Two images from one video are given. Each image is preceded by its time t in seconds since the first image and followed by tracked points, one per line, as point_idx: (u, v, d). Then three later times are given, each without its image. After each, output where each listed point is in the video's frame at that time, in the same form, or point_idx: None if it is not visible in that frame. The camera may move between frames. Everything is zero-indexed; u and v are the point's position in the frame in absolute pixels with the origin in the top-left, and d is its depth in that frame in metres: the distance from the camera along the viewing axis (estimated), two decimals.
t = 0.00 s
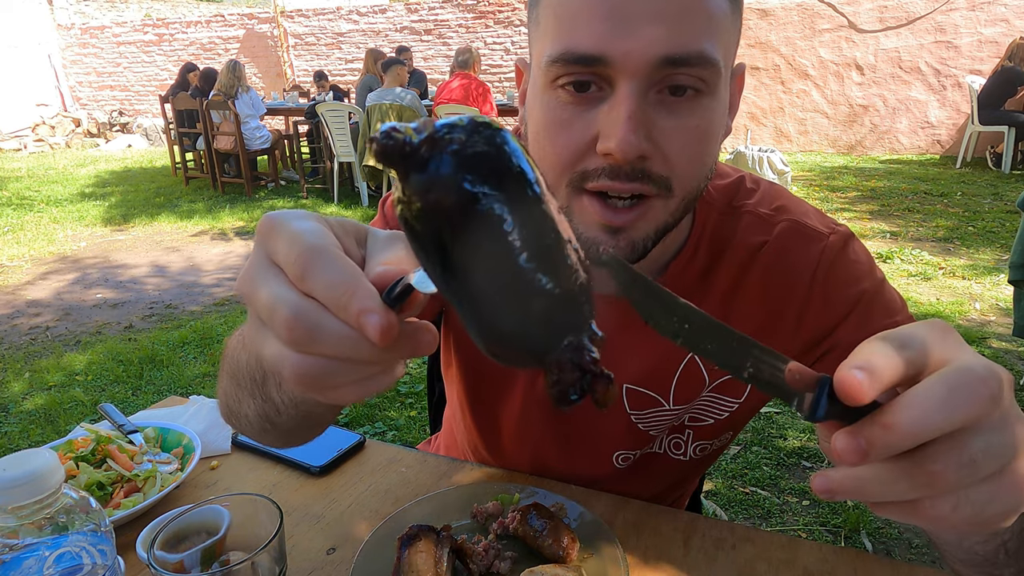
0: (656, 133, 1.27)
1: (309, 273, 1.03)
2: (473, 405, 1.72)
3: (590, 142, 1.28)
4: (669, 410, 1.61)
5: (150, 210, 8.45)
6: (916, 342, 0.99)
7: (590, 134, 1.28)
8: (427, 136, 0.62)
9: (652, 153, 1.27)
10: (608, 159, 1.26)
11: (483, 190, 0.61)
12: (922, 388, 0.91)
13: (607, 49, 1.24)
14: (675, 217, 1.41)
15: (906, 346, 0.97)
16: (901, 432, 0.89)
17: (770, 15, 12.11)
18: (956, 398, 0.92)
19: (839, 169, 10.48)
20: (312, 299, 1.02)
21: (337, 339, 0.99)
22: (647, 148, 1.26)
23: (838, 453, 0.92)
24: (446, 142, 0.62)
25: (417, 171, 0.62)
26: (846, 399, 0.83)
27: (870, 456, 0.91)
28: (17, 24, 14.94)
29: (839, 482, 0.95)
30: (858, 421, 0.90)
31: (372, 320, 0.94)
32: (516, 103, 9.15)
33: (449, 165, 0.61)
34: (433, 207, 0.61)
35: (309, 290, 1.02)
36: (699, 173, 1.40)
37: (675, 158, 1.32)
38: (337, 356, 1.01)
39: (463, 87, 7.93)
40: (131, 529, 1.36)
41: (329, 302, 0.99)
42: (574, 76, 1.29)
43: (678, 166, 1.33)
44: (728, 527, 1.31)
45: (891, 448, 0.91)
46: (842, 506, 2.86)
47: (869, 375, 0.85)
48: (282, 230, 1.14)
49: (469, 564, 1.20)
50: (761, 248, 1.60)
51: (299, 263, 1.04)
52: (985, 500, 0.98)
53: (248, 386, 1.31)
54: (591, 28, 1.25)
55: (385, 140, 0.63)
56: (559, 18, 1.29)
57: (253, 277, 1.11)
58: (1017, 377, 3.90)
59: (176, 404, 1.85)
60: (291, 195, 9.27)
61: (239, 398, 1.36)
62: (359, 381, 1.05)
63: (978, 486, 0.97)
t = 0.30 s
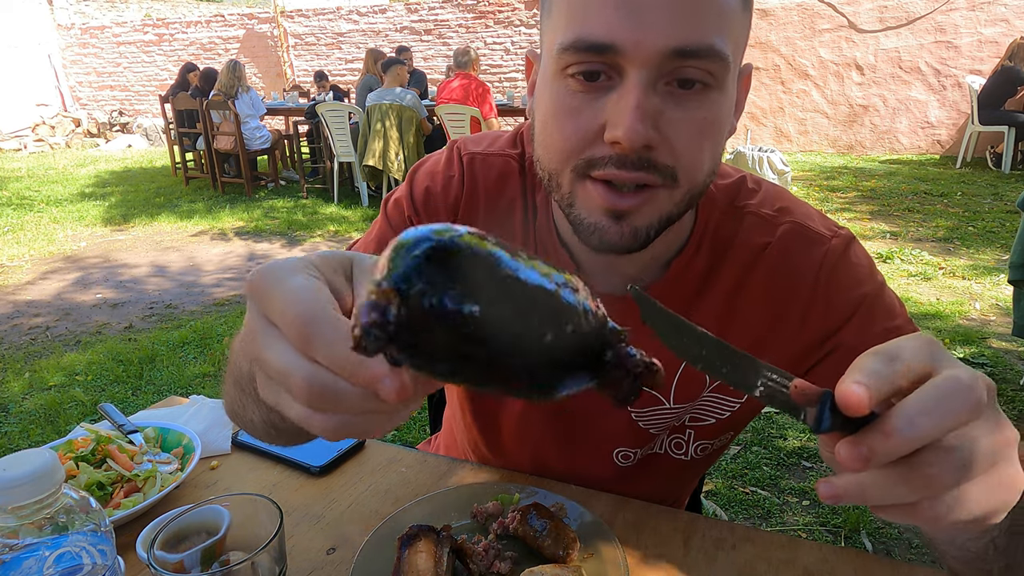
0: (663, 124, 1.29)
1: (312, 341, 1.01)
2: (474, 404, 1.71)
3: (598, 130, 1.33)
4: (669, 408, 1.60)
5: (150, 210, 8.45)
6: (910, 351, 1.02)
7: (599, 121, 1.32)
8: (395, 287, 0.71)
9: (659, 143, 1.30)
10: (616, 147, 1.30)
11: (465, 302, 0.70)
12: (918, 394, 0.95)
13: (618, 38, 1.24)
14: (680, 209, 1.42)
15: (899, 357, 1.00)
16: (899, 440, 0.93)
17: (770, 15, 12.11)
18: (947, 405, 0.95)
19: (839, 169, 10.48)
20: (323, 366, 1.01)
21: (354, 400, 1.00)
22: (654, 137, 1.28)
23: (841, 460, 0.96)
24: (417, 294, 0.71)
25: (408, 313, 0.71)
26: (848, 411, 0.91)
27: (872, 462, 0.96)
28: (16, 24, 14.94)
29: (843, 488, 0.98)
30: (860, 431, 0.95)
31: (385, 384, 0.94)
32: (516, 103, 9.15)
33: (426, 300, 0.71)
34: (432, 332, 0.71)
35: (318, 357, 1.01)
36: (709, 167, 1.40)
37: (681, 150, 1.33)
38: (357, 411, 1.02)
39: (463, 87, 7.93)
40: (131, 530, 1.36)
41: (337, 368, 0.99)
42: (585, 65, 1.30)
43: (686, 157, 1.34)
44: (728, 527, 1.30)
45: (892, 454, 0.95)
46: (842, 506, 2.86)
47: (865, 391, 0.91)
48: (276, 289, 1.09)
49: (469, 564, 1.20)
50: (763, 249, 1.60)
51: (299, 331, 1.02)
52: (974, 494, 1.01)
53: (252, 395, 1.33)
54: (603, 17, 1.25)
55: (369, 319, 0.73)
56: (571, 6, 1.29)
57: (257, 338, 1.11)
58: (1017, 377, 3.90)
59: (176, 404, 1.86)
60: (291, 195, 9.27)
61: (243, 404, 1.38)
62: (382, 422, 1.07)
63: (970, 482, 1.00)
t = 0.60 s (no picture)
0: (666, 114, 1.29)
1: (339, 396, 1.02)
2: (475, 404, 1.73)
3: (600, 122, 1.33)
4: (670, 407, 1.60)
5: (150, 210, 8.45)
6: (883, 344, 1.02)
7: (600, 113, 1.32)
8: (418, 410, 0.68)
9: (662, 133, 1.30)
10: (619, 137, 1.31)
11: (473, 395, 0.66)
12: (893, 383, 0.95)
13: (622, 29, 1.24)
14: (684, 202, 1.42)
15: (873, 351, 1.00)
16: (880, 427, 0.93)
17: (770, 16, 12.10)
18: (918, 390, 0.95)
19: (839, 169, 10.48)
20: (350, 418, 1.02)
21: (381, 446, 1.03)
22: (657, 128, 1.29)
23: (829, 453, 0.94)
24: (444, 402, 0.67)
25: (448, 442, 0.68)
26: (830, 403, 0.90)
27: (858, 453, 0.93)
28: (17, 24, 14.94)
29: (841, 484, 0.98)
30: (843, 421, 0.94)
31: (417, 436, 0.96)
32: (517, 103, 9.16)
33: (441, 410, 0.67)
34: (470, 443, 0.67)
35: (345, 411, 1.02)
36: (711, 157, 1.40)
37: (684, 140, 1.33)
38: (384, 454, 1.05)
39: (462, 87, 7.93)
40: (131, 530, 1.36)
41: (365, 421, 1.00)
42: (587, 57, 1.30)
43: (689, 148, 1.34)
44: (728, 527, 1.30)
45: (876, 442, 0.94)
46: (842, 506, 2.85)
47: (845, 382, 0.91)
48: (295, 339, 1.08)
49: (469, 564, 1.20)
50: (766, 250, 1.60)
51: (326, 388, 1.02)
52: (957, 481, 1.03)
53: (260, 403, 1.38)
54: (606, 10, 1.25)
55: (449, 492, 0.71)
56: None
57: (280, 390, 1.11)
58: (1017, 377, 3.90)
59: (176, 404, 1.86)
60: (290, 195, 9.27)
61: (249, 409, 1.43)
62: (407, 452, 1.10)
63: (952, 466, 1.01)
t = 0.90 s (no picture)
0: (659, 110, 1.29)
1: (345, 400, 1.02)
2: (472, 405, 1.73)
3: (595, 118, 1.33)
4: (669, 406, 1.60)
5: (149, 210, 8.45)
6: (865, 344, 1.03)
7: (594, 110, 1.32)
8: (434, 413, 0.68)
9: (655, 128, 1.30)
10: (613, 133, 1.31)
11: (486, 391, 0.67)
12: (873, 384, 0.95)
13: (613, 25, 1.25)
14: (680, 198, 1.42)
15: (855, 351, 1.01)
16: (861, 430, 0.94)
17: (770, 15, 12.10)
18: (900, 390, 0.95)
19: (839, 169, 10.48)
20: (356, 421, 1.03)
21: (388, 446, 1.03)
22: (651, 123, 1.29)
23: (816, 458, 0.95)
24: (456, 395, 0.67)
25: (459, 434, 0.68)
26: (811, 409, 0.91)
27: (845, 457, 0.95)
28: (17, 24, 14.94)
29: (831, 490, 1.00)
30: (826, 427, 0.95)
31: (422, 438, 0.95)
32: (517, 102, 9.15)
33: (456, 402, 0.67)
34: (481, 438, 0.67)
35: (351, 414, 1.02)
36: (706, 153, 1.39)
37: (678, 134, 1.32)
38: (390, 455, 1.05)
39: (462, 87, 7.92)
40: (131, 529, 1.36)
41: (371, 424, 1.01)
42: (580, 55, 1.30)
43: (684, 144, 1.34)
44: (728, 527, 1.31)
45: (860, 445, 0.95)
46: (842, 506, 2.86)
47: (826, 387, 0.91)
48: (298, 345, 1.09)
49: (470, 564, 1.20)
50: (764, 249, 1.60)
51: (332, 392, 1.02)
52: (950, 475, 1.02)
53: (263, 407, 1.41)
54: (598, 6, 1.25)
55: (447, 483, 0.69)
56: None
57: (286, 397, 1.12)
58: (1017, 377, 3.89)
59: (175, 404, 1.86)
60: (290, 195, 9.27)
61: (250, 414, 1.46)
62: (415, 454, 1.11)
63: (943, 464, 1.02)
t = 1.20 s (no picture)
0: (645, 112, 1.29)
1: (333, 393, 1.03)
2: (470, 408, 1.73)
3: (582, 122, 1.33)
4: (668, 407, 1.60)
5: (149, 210, 8.45)
6: (860, 353, 1.03)
7: (580, 114, 1.33)
8: (398, 379, 0.75)
9: (642, 132, 1.30)
10: (599, 137, 1.31)
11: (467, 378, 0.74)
12: (868, 396, 0.95)
13: (596, 30, 1.25)
14: (671, 200, 1.42)
15: (849, 361, 1.01)
16: (858, 443, 0.93)
17: (770, 15, 12.09)
18: (894, 402, 0.95)
19: (839, 169, 10.48)
20: (341, 416, 1.03)
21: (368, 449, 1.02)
22: (636, 126, 1.29)
23: (810, 470, 0.95)
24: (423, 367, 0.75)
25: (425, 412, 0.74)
26: (806, 422, 0.90)
27: (840, 469, 0.94)
28: (17, 24, 14.93)
29: (827, 500, 0.98)
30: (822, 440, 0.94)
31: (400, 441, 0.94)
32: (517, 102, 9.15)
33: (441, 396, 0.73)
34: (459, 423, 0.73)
35: (336, 408, 1.03)
36: (697, 154, 1.38)
37: (666, 136, 1.32)
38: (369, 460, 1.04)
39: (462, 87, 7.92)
40: (131, 529, 1.36)
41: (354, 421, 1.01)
42: (564, 59, 1.31)
43: (673, 145, 1.34)
44: (728, 527, 1.30)
45: (855, 457, 0.94)
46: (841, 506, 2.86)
47: (820, 402, 0.90)
48: (296, 339, 1.09)
49: (469, 564, 1.20)
50: (762, 250, 1.60)
51: (320, 384, 1.03)
52: (946, 485, 1.03)
53: (263, 412, 1.42)
54: (581, 11, 1.26)
55: (377, 423, 0.76)
56: None
57: (281, 392, 1.11)
58: (1017, 377, 3.90)
59: (175, 404, 1.86)
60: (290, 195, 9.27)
61: (253, 421, 1.46)
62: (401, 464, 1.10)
63: (940, 473, 1.02)
